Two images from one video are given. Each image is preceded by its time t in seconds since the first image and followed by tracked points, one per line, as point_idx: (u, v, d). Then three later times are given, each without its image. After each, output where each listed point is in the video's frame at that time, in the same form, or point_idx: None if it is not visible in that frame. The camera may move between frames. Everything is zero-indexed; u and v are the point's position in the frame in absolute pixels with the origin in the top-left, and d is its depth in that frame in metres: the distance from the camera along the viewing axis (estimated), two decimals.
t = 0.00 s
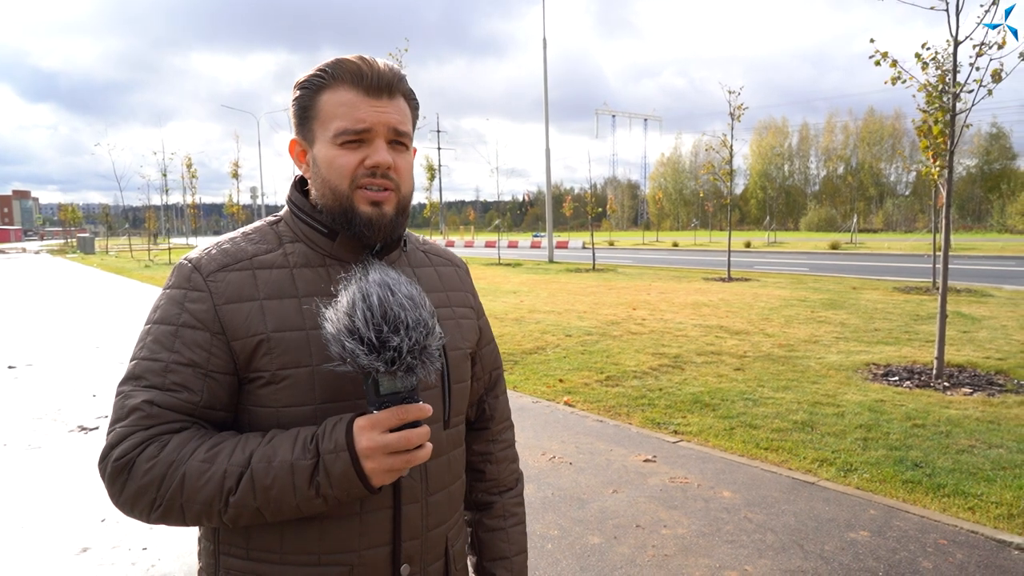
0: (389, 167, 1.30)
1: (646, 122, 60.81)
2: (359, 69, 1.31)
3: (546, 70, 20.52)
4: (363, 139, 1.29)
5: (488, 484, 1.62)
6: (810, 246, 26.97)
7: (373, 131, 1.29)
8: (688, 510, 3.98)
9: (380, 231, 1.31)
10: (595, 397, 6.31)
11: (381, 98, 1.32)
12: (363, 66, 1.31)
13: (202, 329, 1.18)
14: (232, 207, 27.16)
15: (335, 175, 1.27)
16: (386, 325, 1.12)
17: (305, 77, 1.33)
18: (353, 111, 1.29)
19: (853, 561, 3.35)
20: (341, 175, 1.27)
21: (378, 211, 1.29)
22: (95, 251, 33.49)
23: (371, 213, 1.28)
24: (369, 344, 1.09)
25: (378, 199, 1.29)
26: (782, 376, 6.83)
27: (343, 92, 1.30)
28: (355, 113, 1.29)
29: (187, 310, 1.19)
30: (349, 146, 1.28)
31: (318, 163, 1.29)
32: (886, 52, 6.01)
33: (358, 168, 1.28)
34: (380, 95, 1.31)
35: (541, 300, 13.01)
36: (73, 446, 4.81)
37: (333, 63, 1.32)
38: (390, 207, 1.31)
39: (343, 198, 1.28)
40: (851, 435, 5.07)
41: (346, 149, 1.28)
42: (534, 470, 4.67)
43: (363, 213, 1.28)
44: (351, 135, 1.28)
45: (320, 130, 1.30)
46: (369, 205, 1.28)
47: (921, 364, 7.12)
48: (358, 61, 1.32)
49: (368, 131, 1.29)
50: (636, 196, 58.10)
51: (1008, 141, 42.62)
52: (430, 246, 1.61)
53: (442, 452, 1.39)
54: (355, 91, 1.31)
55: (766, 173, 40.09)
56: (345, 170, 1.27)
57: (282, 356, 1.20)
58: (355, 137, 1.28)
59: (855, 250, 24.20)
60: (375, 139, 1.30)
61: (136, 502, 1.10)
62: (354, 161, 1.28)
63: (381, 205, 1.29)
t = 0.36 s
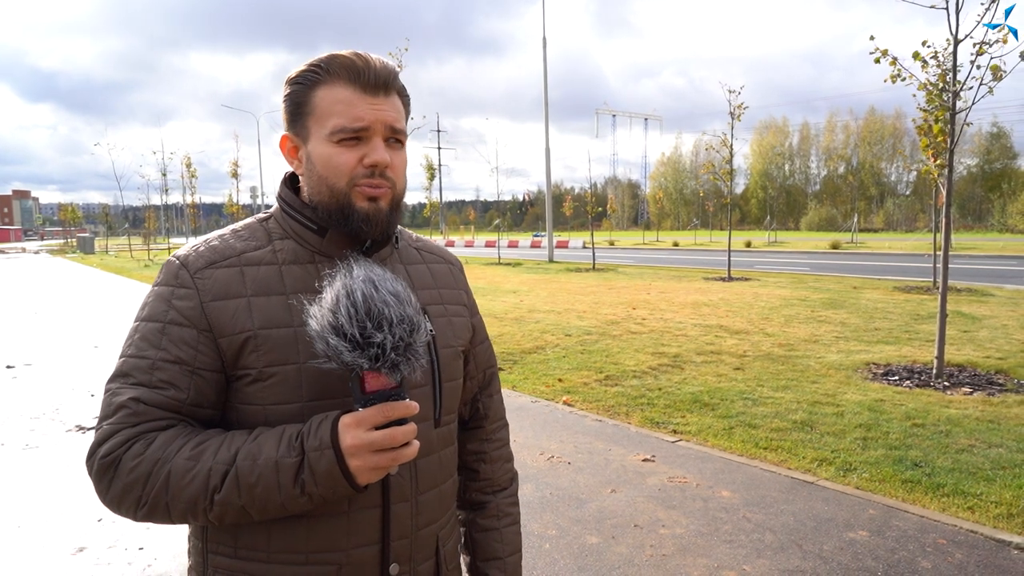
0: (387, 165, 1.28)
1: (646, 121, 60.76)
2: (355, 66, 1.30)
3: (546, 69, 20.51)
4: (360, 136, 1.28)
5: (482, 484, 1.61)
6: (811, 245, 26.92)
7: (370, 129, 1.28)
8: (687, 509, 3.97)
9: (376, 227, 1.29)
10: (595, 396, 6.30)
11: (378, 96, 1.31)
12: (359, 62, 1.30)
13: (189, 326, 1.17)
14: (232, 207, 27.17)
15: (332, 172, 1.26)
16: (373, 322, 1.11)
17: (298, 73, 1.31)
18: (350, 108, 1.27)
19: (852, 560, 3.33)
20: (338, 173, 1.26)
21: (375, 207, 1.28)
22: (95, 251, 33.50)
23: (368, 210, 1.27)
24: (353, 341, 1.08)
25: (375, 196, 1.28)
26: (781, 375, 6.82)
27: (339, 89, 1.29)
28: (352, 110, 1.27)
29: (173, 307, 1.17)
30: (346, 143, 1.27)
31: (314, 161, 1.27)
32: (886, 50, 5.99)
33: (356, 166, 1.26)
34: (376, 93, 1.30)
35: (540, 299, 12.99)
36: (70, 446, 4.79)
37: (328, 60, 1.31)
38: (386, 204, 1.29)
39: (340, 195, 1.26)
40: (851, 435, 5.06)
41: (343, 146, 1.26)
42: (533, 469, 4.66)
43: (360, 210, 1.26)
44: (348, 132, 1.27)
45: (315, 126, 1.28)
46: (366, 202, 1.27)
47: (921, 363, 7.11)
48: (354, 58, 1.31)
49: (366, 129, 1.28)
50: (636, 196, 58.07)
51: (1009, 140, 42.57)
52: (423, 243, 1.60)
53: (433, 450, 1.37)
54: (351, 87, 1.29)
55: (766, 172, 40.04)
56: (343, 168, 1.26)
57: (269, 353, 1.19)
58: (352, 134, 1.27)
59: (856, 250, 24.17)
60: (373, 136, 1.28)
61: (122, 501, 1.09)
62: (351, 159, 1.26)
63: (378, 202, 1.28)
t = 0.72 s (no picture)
0: (392, 163, 1.28)
1: (647, 122, 60.72)
2: (358, 64, 1.30)
3: (546, 69, 20.50)
4: (365, 133, 1.27)
5: (476, 484, 1.60)
6: (811, 246, 26.90)
7: (375, 126, 1.27)
8: (686, 510, 3.96)
9: (379, 226, 1.29)
10: (595, 397, 6.29)
11: (381, 93, 1.31)
12: (362, 60, 1.30)
13: (188, 326, 1.16)
14: (232, 208, 27.23)
15: (337, 169, 1.25)
16: (380, 320, 1.10)
17: (299, 69, 1.30)
18: (355, 105, 1.26)
19: (853, 562, 3.32)
20: (344, 170, 1.25)
21: (380, 206, 1.27)
22: (96, 251, 33.55)
23: (373, 208, 1.27)
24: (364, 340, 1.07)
25: (379, 194, 1.27)
26: (781, 376, 6.81)
27: (343, 86, 1.28)
28: (356, 107, 1.26)
29: (171, 307, 1.16)
30: (351, 141, 1.26)
31: (318, 158, 1.26)
32: (885, 51, 5.94)
33: (361, 163, 1.25)
34: (380, 91, 1.30)
35: (541, 300, 12.98)
36: (69, 446, 4.79)
37: (330, 56, 1.30)
38: (390, 203, 1.29)
39: (345, 193, 1.25)
40: (851, 436, 5.05)
41: (348, 143, 1.25)
42: (532, 470, 4.65)
43: (365, 208, 1.26)
44: (353, 130, 1.26)
45: (318, 123, 1.27)
46: (371, 201, 1.26)
47: (922, 364, 7.09)
48: (357, 56, 1.30)
49: (371, 126, 1.27)
50: (637, 197, 58.09)
51: (1010, 141, 42.58)
52: (418, 243, 1.59)
53: (432, 450, 1.37)
54: (355, 85, 1.29)
55: (767, 173, 40.03)
56: (348, 165, 1.25)
57: (270, 353, 1.18)
58: (357, 132, 1.26)
59: (856, 250, 24.16)
60: (377, 134, 1.28)
61: (122, 504, 1.08)
62: (357, 156, 1.25)
63: (382, 200, 1.28)
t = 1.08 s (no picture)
0: (390, 161, 1.27)
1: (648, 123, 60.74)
2: (356, 63, 1.29)
3: (547, 69, 20.49)
4: (363, 132, 1.26)
5: (476, 485, 1.60)
6: (813, 247, 26.93)
7: (373, 125, 1.27)
8: (688, 511, 3.95)
9: (379, 225, 1.28)
10: (596, 398, 6.29)
11: (380, 92, 1.30)
12: (360, 59, 1.30)
13: (192, 327, 1.16)
14: (233, 208, 27.28)
15: (334, 168, 1.24)
16: (388, 319, 1.10)
17: (299, 69, 1.30)
18: (353, 104, 1.26)
19: (855, 563, 3.32)
20: (341, 169, 1.24)
21: (378, 205, 1.26)
22: (96, 251, 33.60)
23: (371, 207, 1.26)
24: (372, 339, 1.07)
25: (378, 193, 1.26)
26: (783, 376, 6.81)
27: (341, 84, 1.27)
28: (355, 106, 1.26)
29: (175, 307, 1.16)
30: (349, 139, 1.25)
31: (315, 157, 1.26)
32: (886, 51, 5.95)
33: (359, 162, 1.25)
34: (379, 89, 1.29)
35: (542, 300, 12.99)
36: (70, 446, 4.79)
37: (329, 55, 1.30)
38: (389, 202, 1.28)
39: (343, 192, 1.25)
40: (853, 437, 5.04)
41: (346, 142, 1.25)
42: (533, 470, 4.65)
43: (363, 207, 1.25)
44: (351, 129, 1.25)
45: (317, 122, 1.27)
46: (369, 200, 1.26)
47: (923, 365, 7.09)
48: (355, 55, 1.30)
49: (369, 125, 1.26)
50: (637, 197, 58.11)
51: (1011, 141, 42.56)
52: (419, 244, 1.59)
53: (435, 451, 1.36)
54: (353, 83, 1.28)
55: (767, 174, 40.02)
56: (345, 164, 1.24)
57: (274, 353, 1.18)
58: (355, 130, 1.26)
59: (857, 251, 24.17)
60: (376, 133, 1.27)
61: (127, 507, 1.07)
62: (354, 155, 1.25)
63: (381, 198, 1.27)
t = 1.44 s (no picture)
0: (369, 156, 1.26)
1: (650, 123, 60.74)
2: (339, 57, 1.28)
3: (550, 69, 20.45)
4: (342, 128, 1.26)
5: (479, 488, 1.59)
6: (816, 247, 26.90)
7: (352, 120, 1.26)
8: (690, 512, 3.94)
9: (361, 222, 1.27)
10: (598, 398, 6.28)
11: (362, 87, 1.29)
12: (344, 54, 1.29)
13: (184, 330, 1.15)
14: (236, 208, 27.36)
15: (314, 164, 1.24)
16: (371, 323, 1.09)
17: (287, 69, 1.31)
18: (333, 99, 1.26)
19: (858, 565, 3.30)
20: (319, 165, 1.24)
21: (357, 202, 1.25)
22: (101, 251, 33.74)
23: (349, 204, 1.24)
24: (354, 343, 1.06)
25: (358, 189, 1.25)
26: (786, 377, 6.79)
27: (323, 81, 1.27)
28: (334, 101, 1.26)
29: (168, 310, 1.16)
30: (329, 135, 1.25)
31: (298, 154, 1.26)
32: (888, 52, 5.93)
33: (337, 157, 1.24)
34: (361, 83, 1.28)
35: (545, 300, 13.00)
36: (72, 446, 4.80)
37: (314, 53, 1.30)
38: (371, 197, 1.27)
39: (324, 189, 1.25)
40: (856, 438, 5.03)
41: (326, 138, 1.25)
42: (536, 471, 4.63)
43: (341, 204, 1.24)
44: (329, 124, 1.25)
45: (300, 119, 1.27)
46: (347, 197, 1.24)
47: (928, 366, 7.07)
48: (339, 50, 1.29)
49: (348, 120, 1.26)
50: (640, 197, 58.11)
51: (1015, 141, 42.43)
52: (421, 245, 1.57)
53: (432, 455, 1.35)
54: (335, 79, 1.28)
55: (770, 174, 39.95)
56: (324, 160, 1.24)
57: (265, 356, 1.17)
58: (334, 126, 1.25)
59: (860, 251, 24.13)
60: (355, 128, 1.26)
61: (116, 510, 1.07)
62: (332, 151, 1.24)
63: (361, 194, 1.25)
